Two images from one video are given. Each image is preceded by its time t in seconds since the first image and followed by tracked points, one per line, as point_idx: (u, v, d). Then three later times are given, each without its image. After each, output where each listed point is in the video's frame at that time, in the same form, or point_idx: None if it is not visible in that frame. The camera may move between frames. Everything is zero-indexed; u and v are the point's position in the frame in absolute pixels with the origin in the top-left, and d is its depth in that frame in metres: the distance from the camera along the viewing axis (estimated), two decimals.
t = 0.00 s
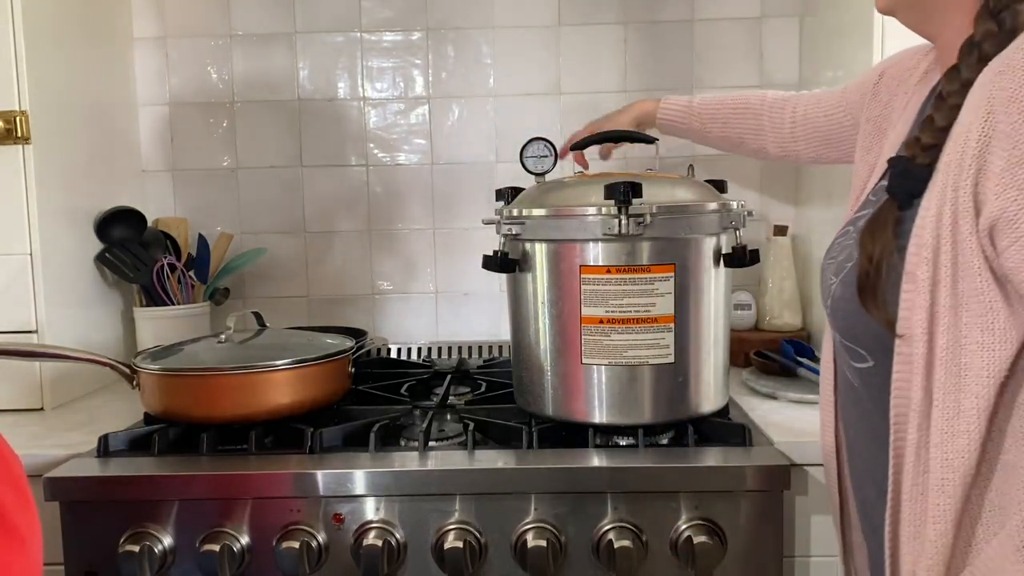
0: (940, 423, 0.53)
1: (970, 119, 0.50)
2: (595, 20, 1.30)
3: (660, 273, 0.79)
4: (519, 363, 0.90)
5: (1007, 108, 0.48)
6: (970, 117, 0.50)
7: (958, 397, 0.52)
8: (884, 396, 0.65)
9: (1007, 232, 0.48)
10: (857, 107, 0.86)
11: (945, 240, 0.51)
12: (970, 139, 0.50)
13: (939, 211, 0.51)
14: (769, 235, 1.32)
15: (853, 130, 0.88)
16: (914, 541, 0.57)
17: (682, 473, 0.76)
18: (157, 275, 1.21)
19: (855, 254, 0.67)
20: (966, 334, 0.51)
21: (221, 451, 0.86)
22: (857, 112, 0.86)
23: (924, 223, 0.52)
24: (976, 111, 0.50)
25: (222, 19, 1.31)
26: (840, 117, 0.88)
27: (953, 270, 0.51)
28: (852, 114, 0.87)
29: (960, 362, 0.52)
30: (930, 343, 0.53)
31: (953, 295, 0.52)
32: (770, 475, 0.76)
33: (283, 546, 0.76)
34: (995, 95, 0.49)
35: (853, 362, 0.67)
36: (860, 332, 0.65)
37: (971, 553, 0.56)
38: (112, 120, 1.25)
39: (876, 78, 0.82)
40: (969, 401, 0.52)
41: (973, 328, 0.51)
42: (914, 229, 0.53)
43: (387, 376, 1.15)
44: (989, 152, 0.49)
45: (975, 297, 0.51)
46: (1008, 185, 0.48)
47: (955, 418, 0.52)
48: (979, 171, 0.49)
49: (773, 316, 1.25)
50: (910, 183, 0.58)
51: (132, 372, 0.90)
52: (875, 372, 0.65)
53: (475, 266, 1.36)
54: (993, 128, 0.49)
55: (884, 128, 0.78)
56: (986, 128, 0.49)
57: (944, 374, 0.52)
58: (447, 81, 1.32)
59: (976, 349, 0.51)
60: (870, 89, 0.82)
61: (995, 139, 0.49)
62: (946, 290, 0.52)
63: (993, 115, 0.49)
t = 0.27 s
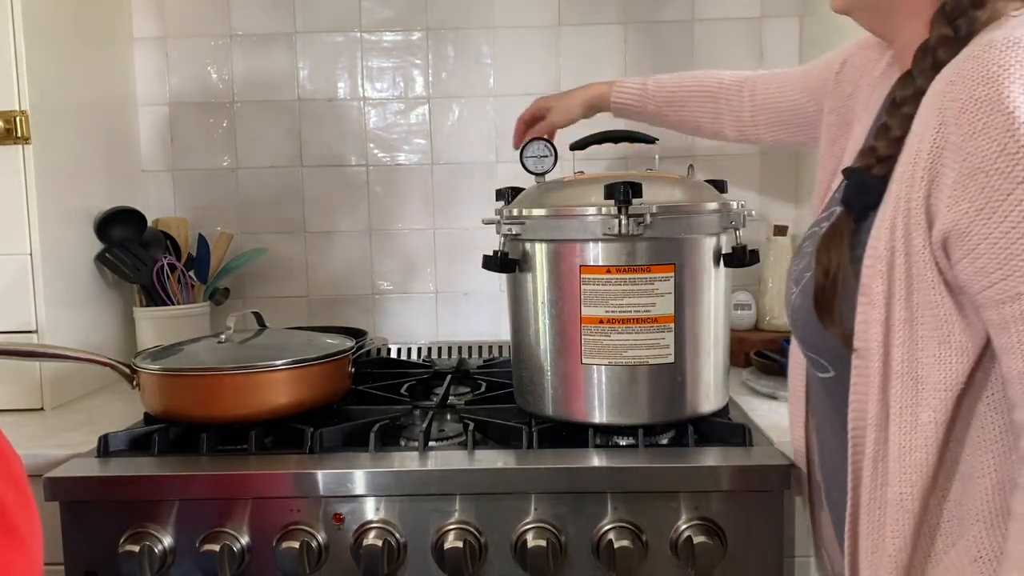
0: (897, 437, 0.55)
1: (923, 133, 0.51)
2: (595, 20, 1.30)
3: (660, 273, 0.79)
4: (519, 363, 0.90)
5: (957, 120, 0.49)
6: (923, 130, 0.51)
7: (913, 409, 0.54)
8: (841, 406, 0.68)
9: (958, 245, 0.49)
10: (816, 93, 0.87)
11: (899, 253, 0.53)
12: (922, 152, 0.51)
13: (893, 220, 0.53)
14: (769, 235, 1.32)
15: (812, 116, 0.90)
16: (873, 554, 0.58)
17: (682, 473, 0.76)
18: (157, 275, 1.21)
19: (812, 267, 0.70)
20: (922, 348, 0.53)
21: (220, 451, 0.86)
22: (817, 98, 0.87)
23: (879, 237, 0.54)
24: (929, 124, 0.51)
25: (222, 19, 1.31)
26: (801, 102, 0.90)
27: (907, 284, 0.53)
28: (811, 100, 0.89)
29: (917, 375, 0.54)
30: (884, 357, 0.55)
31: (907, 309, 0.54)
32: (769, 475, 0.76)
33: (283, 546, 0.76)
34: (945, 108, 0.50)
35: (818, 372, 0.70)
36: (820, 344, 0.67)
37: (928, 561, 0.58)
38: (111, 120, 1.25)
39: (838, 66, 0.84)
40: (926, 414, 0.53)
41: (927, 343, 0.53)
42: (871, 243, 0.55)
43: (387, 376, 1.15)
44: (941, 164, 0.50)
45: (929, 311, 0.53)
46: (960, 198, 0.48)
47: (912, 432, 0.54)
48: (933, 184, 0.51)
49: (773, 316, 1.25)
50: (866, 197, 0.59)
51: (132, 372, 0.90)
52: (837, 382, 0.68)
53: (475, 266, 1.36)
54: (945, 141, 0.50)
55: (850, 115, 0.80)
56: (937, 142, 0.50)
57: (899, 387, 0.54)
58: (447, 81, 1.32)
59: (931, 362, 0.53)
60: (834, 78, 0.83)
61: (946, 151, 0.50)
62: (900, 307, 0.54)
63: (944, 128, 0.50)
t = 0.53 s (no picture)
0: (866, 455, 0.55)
1: (872, 148, 0.52)
2: (595, 20, 1.30)
3: (660, 273, 0.79)
4: (519, 363, 0.90)
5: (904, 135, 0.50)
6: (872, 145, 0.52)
7: (881, 426, 0.54)
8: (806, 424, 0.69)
9: (914, 260, 0.50)
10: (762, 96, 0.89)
11: (855, 272, 0.53)
12: (873, 169, 0.52)
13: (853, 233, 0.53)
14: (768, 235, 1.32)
15: (765, 114, 0.91)
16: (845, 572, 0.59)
17: (682, 473, 0.76)
18: (157, 275, 1.21)
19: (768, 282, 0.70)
20: (884, 366, 0.54)
21: (220, 451, 0.86)
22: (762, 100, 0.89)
23: (836, 254, 0.54)
24: (878, 139, 0.52)
25: (222, 19, 1.31)
26: (752, 102, 0.91)
27: (864, 302, 0.54)
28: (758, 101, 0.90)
29: (880, 394, 0.54)
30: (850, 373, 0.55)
31: (867, 327, 0.54)
32: (769, 475, 0.76)
33: (283, 546, 0.76)
34: (892, 123, 0.51)
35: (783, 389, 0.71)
36: (782, 363, 0.68)
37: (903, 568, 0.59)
38: (111, 120, 1.25)
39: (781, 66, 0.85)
40: (893, 433, 0.54)
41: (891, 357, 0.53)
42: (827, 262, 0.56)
43: (387, 377, 1.15)
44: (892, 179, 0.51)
45: (887, 328, 0.53)
46: (915, 212, 0.49)
47: (879, 452, 0.54)
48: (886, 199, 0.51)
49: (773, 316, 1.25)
50: (818, 222, 0.61)
51: (132, 372, 0.90)
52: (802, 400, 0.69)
53: (475, 266, 1.36)
54: (895, 157, 0.51)
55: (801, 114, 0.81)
56: (888, 157, 0.51)
57: (865, 405, 0.54)
58: (448, 81, 1.32)
59: (893, 380, 0.53)
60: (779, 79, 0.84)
61: (896, 166, 0.51)
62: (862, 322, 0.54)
63: (893, 143, 0.51)
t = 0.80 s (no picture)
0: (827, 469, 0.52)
1: (821, 155, 0.50)
2: (595, 20, 1.30)
3: (660, 273, 0.79)
4: (519, 363, 0.90)
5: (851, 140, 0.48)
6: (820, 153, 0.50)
7: (838, 441, 0.51)
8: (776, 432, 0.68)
9: (865, 268, 0.47)
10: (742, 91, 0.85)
11: (809, 280, 0.51)
12: (823, 177, 0.50)
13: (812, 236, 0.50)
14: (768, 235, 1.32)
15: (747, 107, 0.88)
16: None
17: (682, 473, 0.76)
18: (157, 275, 1.21)
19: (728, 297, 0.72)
20: (840, 377, 0.51)
21: (220, 451, 0.86)
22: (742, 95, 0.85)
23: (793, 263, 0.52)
24: (827, 146, 0.50)
25: (222, 19, 1.31)
26: (736, 97, 0.88)
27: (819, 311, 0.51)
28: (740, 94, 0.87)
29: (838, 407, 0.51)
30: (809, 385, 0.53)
31: (823, 336, 0.52)
32: (769, 475, 0.76)
33: (283, 546, 0.76)
34: (839, 129, 0.49)
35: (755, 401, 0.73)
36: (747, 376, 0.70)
37: None
38: (111, 120, 1.25)
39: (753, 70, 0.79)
40: (850, 446, 0.51)
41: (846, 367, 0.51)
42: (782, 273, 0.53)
43: (387, 377, 1.15)
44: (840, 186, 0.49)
45: (842, 339, 0.51)
46: (865, 218, 0.47)
47: (839, 466, 0.52)
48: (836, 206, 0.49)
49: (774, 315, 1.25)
50: (773, 238, 0.59)
51: (132, 372, 0.90)
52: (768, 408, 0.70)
53: (475, 266, 1.36)
54: (842, 163, 0.48)
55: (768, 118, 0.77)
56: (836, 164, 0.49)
57: (822, 418, 0.52)
58: (448, 81, 1.32)
59: (850, 391, 0.51)
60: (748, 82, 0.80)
61: (844, 172, 0.49)
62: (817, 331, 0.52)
63: (840, 149, 0.49)
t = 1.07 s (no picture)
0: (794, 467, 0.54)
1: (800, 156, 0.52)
2: (595, 20, 1.30)
3: (660, 273, 0.79)
4: (519, 363, 0.90)
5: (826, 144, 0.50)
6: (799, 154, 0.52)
7: (806, 442, 0.53)
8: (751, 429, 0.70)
9: (835, 270, 0.49)
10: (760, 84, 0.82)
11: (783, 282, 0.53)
12: (801, 179, 0.52)
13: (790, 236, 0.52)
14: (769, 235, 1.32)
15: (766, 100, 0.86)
16: None
17: (683, 473, 0.76)
18: (157, 275, 1.21)
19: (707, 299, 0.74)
20: (811, 377, 0.53)
21: (220, 451, 0.86)
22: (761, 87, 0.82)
23: (770, 263, 0.54)
24: (806, 148, 0.52)
25: (222, 19, 1.31)
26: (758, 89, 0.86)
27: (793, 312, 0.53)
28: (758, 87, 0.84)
29: (808, 406, 0.53)
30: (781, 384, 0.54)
31: (795, 337, 0.53)
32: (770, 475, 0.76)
33: (283, 546, 0.76)
34: (817, 132, 0.51)
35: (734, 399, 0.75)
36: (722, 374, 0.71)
37: None
38: (111, 120, 1.25)
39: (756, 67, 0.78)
40: (818, 447, 0.53)
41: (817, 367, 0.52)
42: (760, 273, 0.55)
43: (387, 377, 1.15)
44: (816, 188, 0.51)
45: (813, 340, 0.52)
46: (835, 223, 0.49)
47: (806, 467, 0.53)
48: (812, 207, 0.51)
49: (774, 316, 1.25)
50: (751, 239, 0.61)
51: (132, 372, 0.90)
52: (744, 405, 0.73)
53: (475, 266, 1.36)
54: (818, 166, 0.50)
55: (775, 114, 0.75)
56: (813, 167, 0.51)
57: (791, 416, 0.54)
58: (448, 81, 1.32)
59: (820, 392, 0.52)
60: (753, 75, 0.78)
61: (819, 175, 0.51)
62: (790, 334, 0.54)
63: (817, 152, 0.51)
